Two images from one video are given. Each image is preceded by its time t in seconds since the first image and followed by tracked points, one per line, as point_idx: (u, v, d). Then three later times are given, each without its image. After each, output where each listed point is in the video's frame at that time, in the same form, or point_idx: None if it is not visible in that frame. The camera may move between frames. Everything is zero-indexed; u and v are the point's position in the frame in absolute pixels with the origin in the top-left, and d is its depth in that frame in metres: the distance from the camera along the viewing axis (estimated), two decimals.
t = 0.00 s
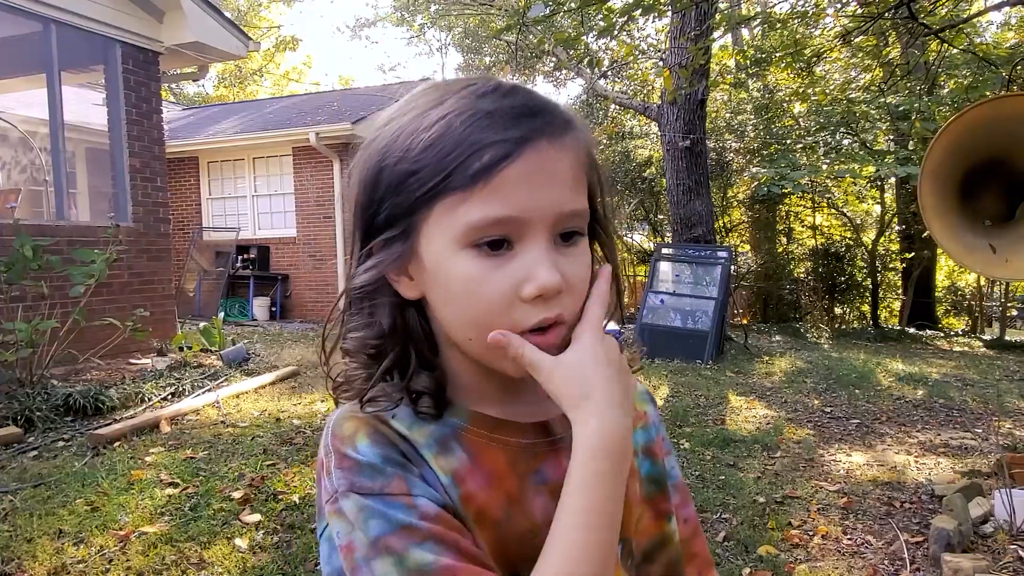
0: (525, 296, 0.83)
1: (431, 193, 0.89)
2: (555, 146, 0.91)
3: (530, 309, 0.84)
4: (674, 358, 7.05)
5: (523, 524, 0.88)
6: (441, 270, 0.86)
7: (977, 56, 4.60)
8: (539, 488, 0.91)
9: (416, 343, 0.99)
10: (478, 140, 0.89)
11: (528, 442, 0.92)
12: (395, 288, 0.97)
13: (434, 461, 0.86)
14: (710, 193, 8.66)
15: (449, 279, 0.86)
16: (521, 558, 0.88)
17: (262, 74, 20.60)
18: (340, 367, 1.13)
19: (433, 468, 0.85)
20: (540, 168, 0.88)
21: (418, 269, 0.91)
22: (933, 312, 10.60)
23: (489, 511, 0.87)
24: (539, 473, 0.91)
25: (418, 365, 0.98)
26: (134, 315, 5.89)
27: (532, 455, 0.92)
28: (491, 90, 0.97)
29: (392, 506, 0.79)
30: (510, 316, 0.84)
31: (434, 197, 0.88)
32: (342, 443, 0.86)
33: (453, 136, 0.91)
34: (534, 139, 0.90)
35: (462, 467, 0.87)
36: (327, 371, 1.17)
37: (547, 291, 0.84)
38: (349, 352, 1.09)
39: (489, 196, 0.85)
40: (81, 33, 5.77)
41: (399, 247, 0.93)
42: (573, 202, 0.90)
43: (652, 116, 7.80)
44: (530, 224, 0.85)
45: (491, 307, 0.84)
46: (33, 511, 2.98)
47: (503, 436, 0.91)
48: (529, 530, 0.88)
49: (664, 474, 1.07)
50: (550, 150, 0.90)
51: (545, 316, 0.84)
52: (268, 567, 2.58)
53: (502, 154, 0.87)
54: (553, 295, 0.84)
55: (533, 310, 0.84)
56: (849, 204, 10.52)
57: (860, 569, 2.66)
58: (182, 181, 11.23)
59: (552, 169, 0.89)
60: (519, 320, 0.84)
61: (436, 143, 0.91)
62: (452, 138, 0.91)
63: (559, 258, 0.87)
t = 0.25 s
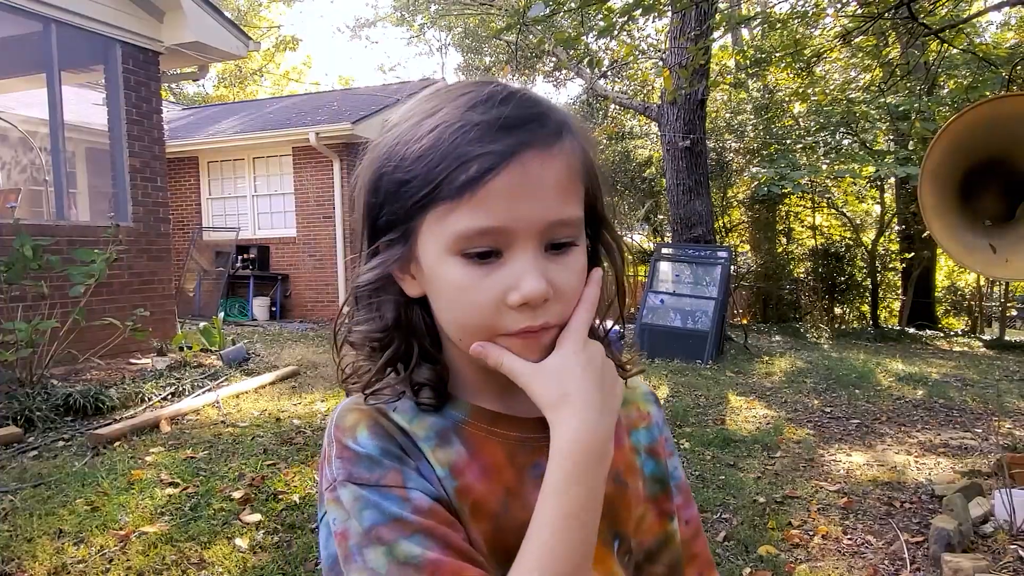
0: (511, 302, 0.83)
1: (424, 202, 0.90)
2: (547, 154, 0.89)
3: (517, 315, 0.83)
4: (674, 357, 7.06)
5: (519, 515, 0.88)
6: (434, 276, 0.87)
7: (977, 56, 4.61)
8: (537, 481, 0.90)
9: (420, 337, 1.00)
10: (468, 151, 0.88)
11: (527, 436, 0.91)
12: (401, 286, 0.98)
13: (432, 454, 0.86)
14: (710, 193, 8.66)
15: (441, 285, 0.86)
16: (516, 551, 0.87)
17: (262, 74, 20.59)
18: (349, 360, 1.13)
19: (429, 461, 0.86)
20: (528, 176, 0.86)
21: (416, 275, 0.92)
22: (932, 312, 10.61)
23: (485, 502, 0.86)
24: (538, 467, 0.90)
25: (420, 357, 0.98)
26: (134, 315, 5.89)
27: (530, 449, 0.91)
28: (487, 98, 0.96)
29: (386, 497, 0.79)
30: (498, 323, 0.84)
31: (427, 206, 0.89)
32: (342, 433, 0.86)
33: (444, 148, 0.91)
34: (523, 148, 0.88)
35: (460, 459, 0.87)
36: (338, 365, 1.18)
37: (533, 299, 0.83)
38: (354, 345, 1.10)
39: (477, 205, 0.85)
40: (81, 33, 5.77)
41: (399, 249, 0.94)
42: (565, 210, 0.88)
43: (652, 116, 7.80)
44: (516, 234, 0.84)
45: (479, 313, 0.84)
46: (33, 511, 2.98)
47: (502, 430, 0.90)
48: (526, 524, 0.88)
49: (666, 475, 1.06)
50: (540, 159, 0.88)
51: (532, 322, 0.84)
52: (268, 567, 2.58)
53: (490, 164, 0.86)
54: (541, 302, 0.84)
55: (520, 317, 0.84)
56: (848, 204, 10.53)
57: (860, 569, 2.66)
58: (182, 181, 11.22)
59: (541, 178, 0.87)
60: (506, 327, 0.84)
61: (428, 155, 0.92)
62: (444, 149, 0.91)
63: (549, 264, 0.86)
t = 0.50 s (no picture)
0: (514, 304, 0.83)
1: (432, 199, 0.90)
2: (555, 159, 0.89)
3: (520, 317, 0.83)
4: (673, 358, 7.06)
5: (512, 513, 0.87)
6: (439, 274, 0.87)
7: (977, 56, 4.61)
8: (531, 479, 0.89)
9: (421, 332, 1.00)
10: (478, 152, 0.88)
11: (523, 434, 0.91)
12: (405, 280, 0.98)
13: (427, 452, 0.86)
14: (710, 193, 8.66)
15: (446, 283, 0.86)
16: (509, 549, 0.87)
17: (262, 74, 20.60)
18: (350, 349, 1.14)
19: (424, 459, 0.86)
20: (537, 180, 0.86)
21: (422, 271, 0.92)
22: (932, 312, 10.61)
23: (478, 499, 0.86)
24: (531, 465, 0.90)
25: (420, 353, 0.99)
26: (134, 315, 5.89)
27: (525, 447, 0.91)
28: (499, 101, 0.96)
29: (379, 495, 0.80)
30: (501, 323, 0.84)
31: (435, 203, 0.89)
32: (339, 429, 0.86)
33: (455, 146, 0.91)
34: (533, 152, 0.88)
35: (455, 457, 0.87)
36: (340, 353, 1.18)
37: (535, 301, 0.83)
38: (355, 336, 1.10)
39: (485, 205, 0.85)
40: (81, 33, 5.77)
41: (405, 243, 0.94)
42: (571, 214, 0.88)
43: (652, 116, 7.80)
44: (521, 236, 0.84)
45: (482, 312, 0.84)
46: (33, 511, 2.98)
47: (497, 428, 0.90)
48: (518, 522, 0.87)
49: (660, 475, 1.07)
50: (549, 163, 0.88)
51: (534, 324, 0.84)
52: (268, 567, 2.58)
53: (500, 166, 0.86)
54: (543, 305, 0.83)
55: (522, 318, 0.84)
56: (849, 204, 10.53)
57: (860, 569, 2.67)
58: (182, 181, 11.22)
59: (550, 183, 0.87)
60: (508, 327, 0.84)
61: (438, 153, 0.92)
62: (454, 148, 0.91)
63: (553, 267, 0.85)
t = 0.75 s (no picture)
0: (460, 294, 0.79)
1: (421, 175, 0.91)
2: (535, 158, 0.84)
3: (464, 308, 0.79)
4: (673, 358, 7.06)
5: (501, 509, 0.86)
6: (414, 250, 0.87)
7: (978, 56, 4.61)
8: (518, 477, 0.89)
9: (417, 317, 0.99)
10: (462, 137, 0.87)
11: (510, 433, 0.91)
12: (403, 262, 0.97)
13: (422, 444, 0.84)
14: (710, 193, 8.66)
15: (416, 260, 0.86)
16: (499, 545, 0.85)
17: (262, 74, 20.62)
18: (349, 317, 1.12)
19: (421, 449, 0.83)
20: (505, 174, 0.82)
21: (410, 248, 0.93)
22: (932, 312, 10.62)
23: (471, 492, 0.84)
24: (520, 463, 0.90)
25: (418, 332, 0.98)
26: (134, 315, 5.89)
27: (512, 445, 0.90)
28: (512, 94, 0.92)
29: (384, 482, 0.76)
30: (449, 314, 0.80)
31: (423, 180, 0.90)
32: (334, 420, 0.82)
33: (446, 129, 0.89)
34: (511, 147, 0.84)
35: (448, 449, 0.85)
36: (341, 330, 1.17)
37: (478, 297, 0.78)
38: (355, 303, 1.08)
39: (454, 188, 0.84)
40: (81, 33, 5.77)
41: (403, 221, 0.95)
42: (538, 214, 0.82)
43: (652, 117, 7.80)
44: (478, 225, 0.81)
45: (433, 297, 0.82)
46: (33, 511, 2.98)
47: (484, 425, 0.90)
48: (509, 518, 0.87)
49: (644, 474, 1.07)
50: (527, 161, 0.84)
51: (476, 320, 0.79)
52: (268, 567, 2.58)
53: (474, 153, 0.84)
54: (487, 303, 0.78)
55: (467, 312, 0.79)
56: (849, 205, 10.54)
57: (860, 569, 2.67)
58: (182, 180, 11.21)
59: (520, 179, 0.82)
60: (453, 320, 0.80)
61: (431, 134, 0.91)
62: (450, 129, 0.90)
63: (507, 266, 0.80)
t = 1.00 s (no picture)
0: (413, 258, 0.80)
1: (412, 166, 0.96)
2: (492, 127, 0.86)
3: (415, 270, 0.80)
4: (674, 358, 7.06)
5: (495, 512, 0.86)
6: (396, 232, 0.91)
7: (978, 56, 4.61)
8: (512, 480, 0.88)
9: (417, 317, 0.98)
10: (434, 119, 0.91)
11: (506, 435, 0.90)
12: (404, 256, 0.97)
13: (418, 442, 0.83)
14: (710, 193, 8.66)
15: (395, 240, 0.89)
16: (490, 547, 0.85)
17: (262, 74, 20.64)
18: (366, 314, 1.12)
19: (417, 448, 0.83)
20: (460, 143, 0.85)
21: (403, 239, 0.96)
22: (933, 312, 10.61)
23: (464, 494, 0.84)
24: (515, 467, 0.89)
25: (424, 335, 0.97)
26: (135, 315, 5.89)
27: (508, 447, 0.90)
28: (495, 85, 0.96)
29: (376, 476, 0.75)
30: (404, 277, 0.81)
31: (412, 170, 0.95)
32: (330, 413, 0.81)
33: (428, 117, 0.93)
34: (471, 119, 0.87)
35: (443, 449, 0.84)
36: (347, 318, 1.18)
37: (428, 258, 0.79)
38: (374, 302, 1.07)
39: (421, 164, 0.88)
40: (82, 33, 5.77)
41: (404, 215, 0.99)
42: (494, 183, 0.82)
43: (652, 117, 7.81)
44: (435, 192, 0.84)
45: (396, 265, 0.84)
46: (34, 511, 2.98)
47: (481, 426, 0.89)
48: (501, 520, 0.86)
49: (644, 480, 1.06)
50: (485, 130, 0.85)
51: (423, 281, 0.79)
52: (268, 567, 2.58)
53: (440, 130, 0.88)
54: (436, 263, 0.78)
55: (415, 272, 0.80)
56: (849, 205, 10.54)
57: (861, 570, 2.67)
58: (182, 180, 11.22)
59: (476, 146, 0.84)
60: (405, 281, 0.81)
61: (417, 124, 0.95)
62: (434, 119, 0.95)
63: (461, 230, 0.80)
